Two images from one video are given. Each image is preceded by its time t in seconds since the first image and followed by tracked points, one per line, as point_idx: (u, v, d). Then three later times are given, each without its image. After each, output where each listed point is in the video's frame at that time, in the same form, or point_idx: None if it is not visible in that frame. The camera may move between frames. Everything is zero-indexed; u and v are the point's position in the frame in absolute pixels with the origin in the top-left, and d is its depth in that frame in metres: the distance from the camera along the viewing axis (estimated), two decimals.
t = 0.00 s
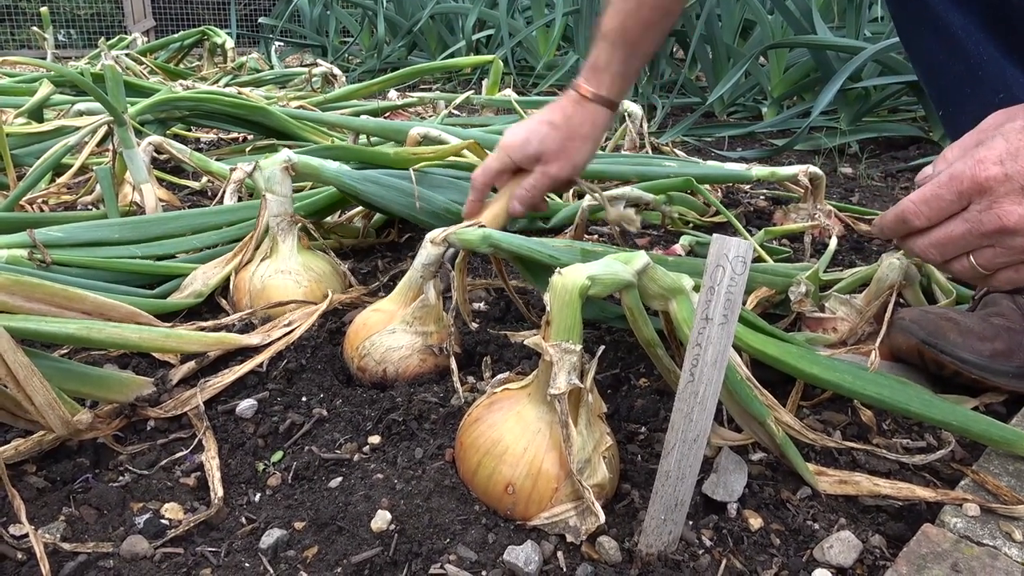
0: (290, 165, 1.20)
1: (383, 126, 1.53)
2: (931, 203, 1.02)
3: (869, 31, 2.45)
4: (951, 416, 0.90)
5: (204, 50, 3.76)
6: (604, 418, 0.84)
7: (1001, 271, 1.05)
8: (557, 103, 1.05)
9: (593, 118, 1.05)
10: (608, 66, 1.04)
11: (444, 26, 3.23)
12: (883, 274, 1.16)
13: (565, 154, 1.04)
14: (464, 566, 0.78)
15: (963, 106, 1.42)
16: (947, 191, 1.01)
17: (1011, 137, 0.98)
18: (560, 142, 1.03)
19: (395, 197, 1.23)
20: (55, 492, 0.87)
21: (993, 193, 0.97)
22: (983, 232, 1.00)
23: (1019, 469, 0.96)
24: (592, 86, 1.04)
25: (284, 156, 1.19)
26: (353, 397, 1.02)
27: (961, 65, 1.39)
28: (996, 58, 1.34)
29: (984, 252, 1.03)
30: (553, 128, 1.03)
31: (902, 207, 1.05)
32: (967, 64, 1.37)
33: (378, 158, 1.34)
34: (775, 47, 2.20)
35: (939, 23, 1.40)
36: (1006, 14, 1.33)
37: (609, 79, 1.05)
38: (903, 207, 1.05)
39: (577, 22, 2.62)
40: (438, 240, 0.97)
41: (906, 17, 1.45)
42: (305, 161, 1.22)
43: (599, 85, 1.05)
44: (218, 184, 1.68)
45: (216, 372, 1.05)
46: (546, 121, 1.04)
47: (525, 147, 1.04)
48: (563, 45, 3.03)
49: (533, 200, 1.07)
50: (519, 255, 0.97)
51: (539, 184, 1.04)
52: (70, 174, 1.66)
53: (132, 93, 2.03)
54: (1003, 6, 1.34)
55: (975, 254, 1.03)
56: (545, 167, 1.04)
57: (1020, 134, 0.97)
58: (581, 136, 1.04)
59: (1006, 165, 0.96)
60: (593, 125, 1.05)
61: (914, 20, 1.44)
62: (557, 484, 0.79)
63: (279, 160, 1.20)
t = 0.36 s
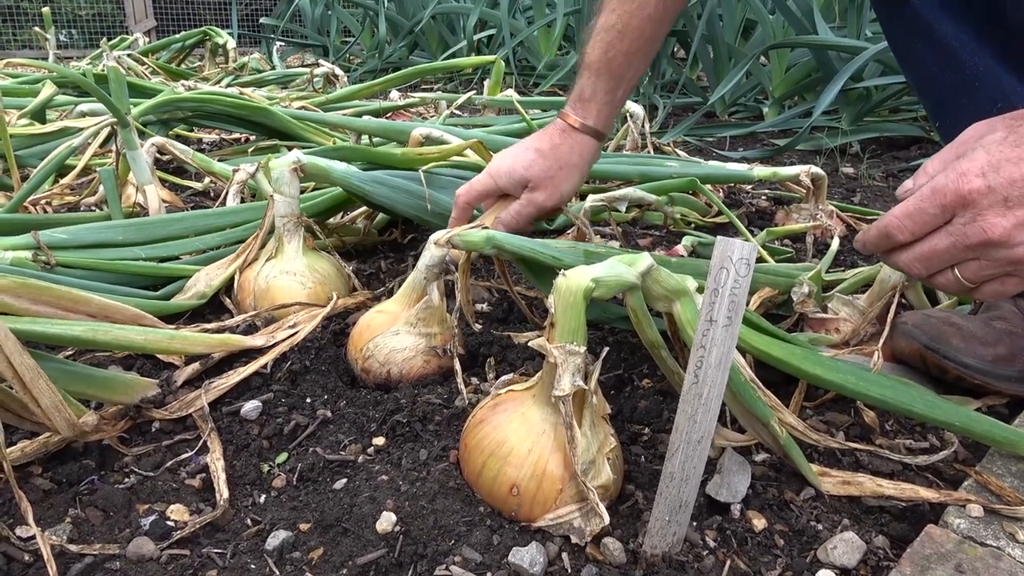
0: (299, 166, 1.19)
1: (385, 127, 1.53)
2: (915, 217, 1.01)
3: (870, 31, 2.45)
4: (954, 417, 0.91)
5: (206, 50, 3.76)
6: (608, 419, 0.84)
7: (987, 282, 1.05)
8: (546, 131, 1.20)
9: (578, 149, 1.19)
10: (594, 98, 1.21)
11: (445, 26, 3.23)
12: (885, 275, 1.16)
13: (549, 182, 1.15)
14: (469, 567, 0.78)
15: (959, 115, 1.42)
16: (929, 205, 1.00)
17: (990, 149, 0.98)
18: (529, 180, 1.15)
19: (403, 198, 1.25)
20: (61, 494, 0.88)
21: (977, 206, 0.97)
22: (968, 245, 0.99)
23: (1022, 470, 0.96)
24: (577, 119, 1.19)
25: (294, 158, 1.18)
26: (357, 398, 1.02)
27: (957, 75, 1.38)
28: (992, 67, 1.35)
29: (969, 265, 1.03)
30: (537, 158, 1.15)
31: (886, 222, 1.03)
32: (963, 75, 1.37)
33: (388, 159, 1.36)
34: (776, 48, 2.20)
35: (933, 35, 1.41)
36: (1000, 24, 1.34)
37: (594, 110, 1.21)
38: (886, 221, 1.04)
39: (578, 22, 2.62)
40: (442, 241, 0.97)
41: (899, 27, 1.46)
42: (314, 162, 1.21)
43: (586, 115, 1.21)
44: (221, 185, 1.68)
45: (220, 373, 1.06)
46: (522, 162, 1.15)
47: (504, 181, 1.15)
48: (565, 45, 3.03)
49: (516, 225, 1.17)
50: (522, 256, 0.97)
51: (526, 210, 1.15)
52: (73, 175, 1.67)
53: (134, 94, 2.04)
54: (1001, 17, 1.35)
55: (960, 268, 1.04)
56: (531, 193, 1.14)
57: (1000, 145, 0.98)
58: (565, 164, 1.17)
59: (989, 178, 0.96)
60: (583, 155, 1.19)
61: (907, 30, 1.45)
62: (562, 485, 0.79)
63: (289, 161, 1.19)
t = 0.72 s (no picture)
0: (342, 133, 1.18)
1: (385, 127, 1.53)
2: (902, 228, 1.01)
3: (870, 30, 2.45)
4: (956, 418, 0.91)
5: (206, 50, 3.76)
6: (610, 420, 0.84)
7: (974, 291, 1.06)
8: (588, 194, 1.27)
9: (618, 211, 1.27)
10: (633, 163, 1.29)
11: (445, 26, 3.23)
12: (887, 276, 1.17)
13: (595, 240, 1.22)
14: (471, 569, 0.78)
15: (954, 113, 1.43)
16: (914, 218, 1.00)
17: (975, 163, 0.98)
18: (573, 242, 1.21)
19: (435, 181, 1.22)
20: (64, 496, 0.88)
21: (961, 219, 0.97)
22: (954, 256, 1.00)
23: None
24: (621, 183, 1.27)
25: (339, 124, 1.17)
26: (359, 400, 1.03)
27: (951, 73, 1.39)
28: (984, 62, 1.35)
29: (955, 275, 1.03)
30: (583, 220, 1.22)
31: (875, 233, 1.04)
32: (954, 72, 1.38)
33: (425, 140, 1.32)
34: (776, 47, 2.20)
35: (925, 35, 1.41)
36: (991, 21, 1.33)
37: (635, 175, 1.28)
38: (875, 233, 1.04)
39: (579, 22, 2.62)
40: (444, 243, 0.97)
41: (893, 26, 1.46)
42: (358, 133, 1.18)
43: (627, 179, 1.28)
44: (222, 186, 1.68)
45: (222, 375, 1.06)
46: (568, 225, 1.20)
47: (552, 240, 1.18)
48: (565, 45, 3.03)
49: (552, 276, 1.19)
50: (523, 258, 0.97)
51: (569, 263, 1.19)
52: (74, 177, 1.67)
53: (134, 95, 2.04)
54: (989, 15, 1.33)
55: (947, 277, 1.04)
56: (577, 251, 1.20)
57: (985, 159, 0.98)
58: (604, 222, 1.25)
59: (972, 193, 0.96)
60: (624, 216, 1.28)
61: (901, 29, 1.45)
62: (564, 487, 0.79)
63: (332, 126, 1.17)
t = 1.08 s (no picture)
0: (324, 158, 1.19)
1: (387, 128, 1.53)
2: (905, 224, 1.02)
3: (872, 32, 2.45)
4: (958, 422, 0.90)
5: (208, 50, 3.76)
6: (611, 424, 0.84)
7: (975, 289, 1.06)
8: (578, 71, 1.28)
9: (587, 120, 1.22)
10: (627, 28, 1.31)
11: (447, 27, 3.23)
12: (889, 279, 1.17)
13: (595, 124, 1.21)
14: (473, 572, 0.78)
15: (958, 111, 1.42)
16: (917, 214, 1.01)
17: (980, 159, 0.97)
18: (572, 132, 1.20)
19: (423, 196, 1.24)
20: (65, 499, 0.88)
21: (963, 216, 0.97)
22: (956, 253, 1.00)
23: None
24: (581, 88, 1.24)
25: (320, 149, 1.18)
26: (361, 402, 1.03)
27: (954, 70, 1.39)
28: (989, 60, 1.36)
29: (957, 272, 1.03)
30: (578, 103, 1.21)
31: (876, 227, 1.05)
32: (959, 69, 1.38)
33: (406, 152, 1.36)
34: (778, 48, 2.19)
35: (930, 31, 1.40)
36: (993, 19, 1.36)
37: (626, 40, 1.31)
38: (877, 227, 1.05)
39: (580, 23, 2.62)
40: (445, 246, 0.98)
41: (897, 26, 1.44)
42: (339, 156, 1.20)
43: (617, 45, 1.30)
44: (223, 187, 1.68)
45: (223, 377, 1.06)
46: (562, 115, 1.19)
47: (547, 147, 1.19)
48: (567, 46, 3.03)
49: (573, 175, 1.21)
50: (524, 260, 0.98)
51: (581, 157, 1.20)
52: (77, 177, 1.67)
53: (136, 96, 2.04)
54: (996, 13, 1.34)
55: (949, 274, 1.04)
56: (585, 139, 1.20)
57: (989, 155, 0.97)
58: (602, 100, 1.24)
59: (975, 189, 0.96)
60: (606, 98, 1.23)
61: (905, 29, 1.44)
62: (565, 491, 0.79)
63: (314, 151, 1.18)
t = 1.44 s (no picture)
0: (325, 159, 1.20)
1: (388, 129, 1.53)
2: None
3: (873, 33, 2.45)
4: (957, 424, 0.90)
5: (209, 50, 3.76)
6: (611, 425, 0.84)
7: None
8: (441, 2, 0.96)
9: (437, 57, 1.00)
10: None
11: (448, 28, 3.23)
12: (888, 281, 1.16)
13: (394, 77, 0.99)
14: (472, 574, 0.78)
15: (964, 111, 1.21)
16: None
17: None
18: (403, 56, 0.98)
19: (423, 197, 1.24)
20: (65, 499, 0.88)
21: None
22: None
23: None
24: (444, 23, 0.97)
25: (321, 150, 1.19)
26: (361, 403, 1.03)
27: (959, 70, 1.19)
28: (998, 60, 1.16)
29: None
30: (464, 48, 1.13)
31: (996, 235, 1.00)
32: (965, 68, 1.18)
33: (410, 155, 1.34)
34: (778, 50, 2.19)
35: (938, 27, 1.19)
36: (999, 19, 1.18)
37: None
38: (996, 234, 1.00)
39: (581, 24, 2.62)
40: (445, 247, 0.98)
41: (904, 24, 1.24)
42: (339, 156, 1.21)
43: None
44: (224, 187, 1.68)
45: (223, 378, 1.06)
46: (389, 32, 0.97)
47: (364, 54, 0.98)
48: (568, 47, 3.03)
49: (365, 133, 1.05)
50: (524, 261, 0.98)
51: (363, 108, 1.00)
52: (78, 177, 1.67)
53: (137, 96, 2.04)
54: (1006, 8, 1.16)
55: None
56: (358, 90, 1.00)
57: None
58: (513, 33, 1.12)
59: None
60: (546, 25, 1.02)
61: (911, 26, 1.23)
62: (564, 492, 0.79)
63: (315, 153, 1.19)
